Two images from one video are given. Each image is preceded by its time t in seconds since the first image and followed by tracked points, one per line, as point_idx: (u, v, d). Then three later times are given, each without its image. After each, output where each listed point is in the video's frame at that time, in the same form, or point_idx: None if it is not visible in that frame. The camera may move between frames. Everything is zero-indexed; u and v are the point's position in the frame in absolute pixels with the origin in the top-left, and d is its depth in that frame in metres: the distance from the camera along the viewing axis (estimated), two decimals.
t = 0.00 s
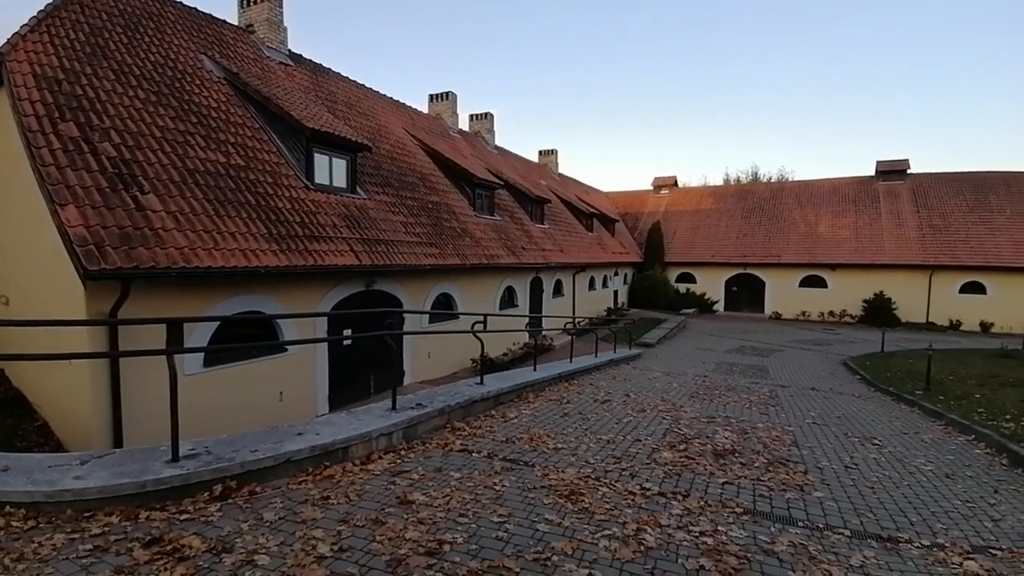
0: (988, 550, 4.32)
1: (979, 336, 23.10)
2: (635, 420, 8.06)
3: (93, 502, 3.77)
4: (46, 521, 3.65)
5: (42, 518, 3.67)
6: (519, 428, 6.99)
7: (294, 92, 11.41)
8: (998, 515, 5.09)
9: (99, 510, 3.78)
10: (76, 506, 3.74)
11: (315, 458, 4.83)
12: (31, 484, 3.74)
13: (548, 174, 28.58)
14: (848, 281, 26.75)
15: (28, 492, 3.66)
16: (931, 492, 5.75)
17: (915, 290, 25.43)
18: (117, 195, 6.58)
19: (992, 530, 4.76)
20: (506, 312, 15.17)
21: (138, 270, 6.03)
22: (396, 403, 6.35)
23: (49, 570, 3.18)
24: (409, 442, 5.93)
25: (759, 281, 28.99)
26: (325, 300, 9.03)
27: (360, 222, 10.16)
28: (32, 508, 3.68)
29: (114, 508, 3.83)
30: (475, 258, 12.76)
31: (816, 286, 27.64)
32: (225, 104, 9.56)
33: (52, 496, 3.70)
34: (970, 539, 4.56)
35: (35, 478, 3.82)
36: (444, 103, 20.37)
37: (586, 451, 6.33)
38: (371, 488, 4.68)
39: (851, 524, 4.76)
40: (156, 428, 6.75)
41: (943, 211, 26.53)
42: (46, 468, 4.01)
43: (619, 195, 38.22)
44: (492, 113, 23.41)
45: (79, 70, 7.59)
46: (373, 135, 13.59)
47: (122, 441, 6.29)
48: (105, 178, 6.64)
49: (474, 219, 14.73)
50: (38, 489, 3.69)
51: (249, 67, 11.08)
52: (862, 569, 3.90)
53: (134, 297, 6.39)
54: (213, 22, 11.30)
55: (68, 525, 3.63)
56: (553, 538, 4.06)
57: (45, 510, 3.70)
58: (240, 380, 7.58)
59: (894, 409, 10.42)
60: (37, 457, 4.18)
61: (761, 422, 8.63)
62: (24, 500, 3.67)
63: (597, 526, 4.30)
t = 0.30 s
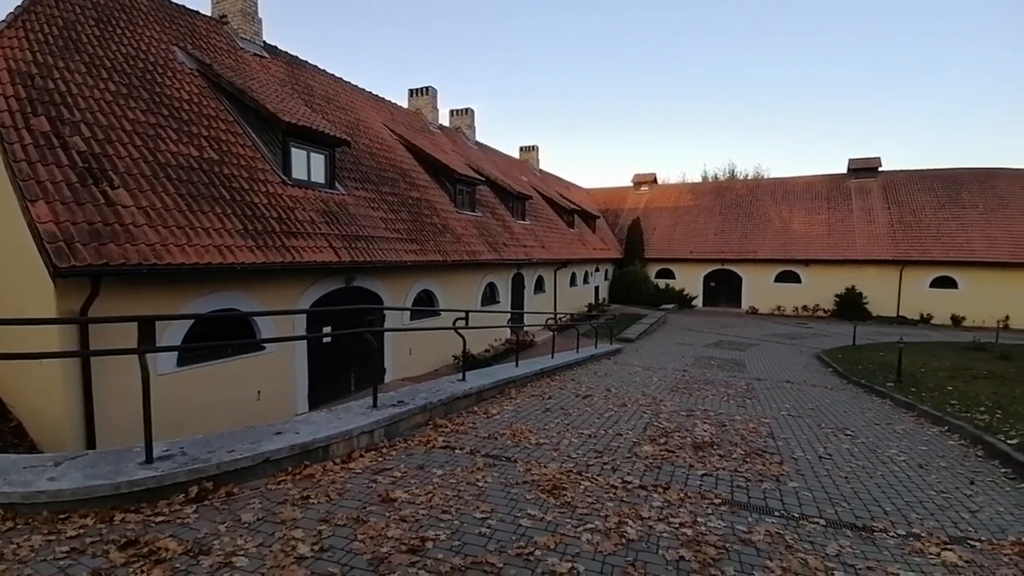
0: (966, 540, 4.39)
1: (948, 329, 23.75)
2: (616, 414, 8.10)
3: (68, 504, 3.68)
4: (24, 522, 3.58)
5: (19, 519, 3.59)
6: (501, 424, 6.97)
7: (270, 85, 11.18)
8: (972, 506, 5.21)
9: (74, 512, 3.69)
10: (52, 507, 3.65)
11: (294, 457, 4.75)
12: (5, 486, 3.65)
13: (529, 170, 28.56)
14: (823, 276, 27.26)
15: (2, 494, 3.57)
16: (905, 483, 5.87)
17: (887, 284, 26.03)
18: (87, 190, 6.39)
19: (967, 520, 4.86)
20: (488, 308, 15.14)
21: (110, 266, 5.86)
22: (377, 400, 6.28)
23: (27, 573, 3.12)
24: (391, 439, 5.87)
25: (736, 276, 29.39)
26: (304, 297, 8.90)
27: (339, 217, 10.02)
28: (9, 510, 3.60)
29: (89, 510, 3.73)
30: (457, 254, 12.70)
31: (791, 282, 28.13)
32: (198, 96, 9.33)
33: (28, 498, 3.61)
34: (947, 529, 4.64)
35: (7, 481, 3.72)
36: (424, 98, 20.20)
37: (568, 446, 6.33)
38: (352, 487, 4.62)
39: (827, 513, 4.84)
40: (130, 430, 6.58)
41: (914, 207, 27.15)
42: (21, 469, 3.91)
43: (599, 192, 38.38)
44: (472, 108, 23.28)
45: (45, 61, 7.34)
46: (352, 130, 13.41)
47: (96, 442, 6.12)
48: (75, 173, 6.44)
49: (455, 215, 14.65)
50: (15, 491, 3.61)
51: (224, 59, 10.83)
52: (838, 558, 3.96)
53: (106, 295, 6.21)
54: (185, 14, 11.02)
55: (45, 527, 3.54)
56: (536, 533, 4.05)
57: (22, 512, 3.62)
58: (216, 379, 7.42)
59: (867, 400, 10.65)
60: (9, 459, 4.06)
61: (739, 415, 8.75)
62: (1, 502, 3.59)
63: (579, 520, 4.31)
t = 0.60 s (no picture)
0: (945, 536, 4.46)
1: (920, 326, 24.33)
2: (599, 413, 8.12)
3: (45, 511, 3.57)
4: None
5: None
6: (485, 424, 6.93)
7: (248, 83, 10.98)
8: (948, 500, 5.31)
9: (51, 518, 3.58)
10: (27, 514, 3.54)
11: (274, 461, 4.66)
12: None
13: (511, 170, 28.54)
14: (800, 274, 27.72)
15: None
16: (882, 477, 5.97)
17: (862, 282, 26.56)
18: (59, 190, 6.21)
19: (945, 514, 4.95)
20: (471, 308, 15.08)
21: (84, 268, 5.70)
22: (359, 402, 6.20)
23: None
24: (373, 442, 5.79)
25: (716, 275, 29.75)
26: (283, 298, 8.76)
27: (319, 217, 9.88)
28: None
29: (66, 517, 3.63)
30: (439, 254, 12.62)
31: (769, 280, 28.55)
32: (172, 94, 9.11)
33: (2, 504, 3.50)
34: (925, 523, 4.72)
35: None
36: (406, 97, 20.04)
37: (552, 445, 6.32)
38: (334, 490, 4.55)
39: (805, 507, 4.90)
40: (106, 435, 6.40)
41: (888, 207, 27.74)
42: None
43: (581, 192, 38.51)
44: (454, 108, 23.18)
45: (14, 58, 7.12)
46: (332, 129, 13.24)
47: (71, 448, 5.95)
48: (45, 172, 6.24)
49: (438, 215, 14.56)
50: None
51: (199, 56, 10.61)
52: (816, 551, 4.00)
53: (79, 297, 6.04)
54: (158, 10, 10.77)
55: (23, 533, 3.44)
56: (521, 533, 4.02)
57: None
58: (192, 382, 7.26)
59: (842, 396, 10.86)
60: None
61: (719, 412, 8.84)
62: None
63: (563, 519, 4.29)
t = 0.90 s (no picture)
0: (921, 533, 4.55)
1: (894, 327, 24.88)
2: (581, 414, 8.13)
3: (21, 516, 3.50)
4: None
5: None
6: (467, 427, 6.90)
7: (225, 81, 10.80)
8: (923, 497, 5.42)
9: (26, 524, 3.51)
10: (4, 519, 3.47)
11: (252, 466, 4.57)
12: None
13: (493, 172, 28.53)
14: (777, 276, 28.16)
15: None
16: (857, 474, 6.08)
17: (837, 284, 27.08)
18: (30, 189, 6.04)
19: (920, 511, 5.04)
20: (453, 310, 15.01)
21: (56, 269, 5.56)
22: (340, 405, 6.12)
23: None
24: (354, 445, 5.72)
25: (696, 277, 30.09)
26: (262, 300, 8.63)
27: (298, 218, 9.75)
28: None
29: (41, 522, 3.55)
30: (421, 255, 12.55)
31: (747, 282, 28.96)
32: (147, 92, 8.91)
33: None
34: (900, 520, 4.81)
35: None
36: (387, 98, 19.91)
37: (535, 447, 6.32)
38: (314, 495, 4.48)
39: (782, 505, 4.97)
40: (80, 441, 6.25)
41: (862, 210, 28.35)
42: None
43: (562, 194, 38.67)
44: (436, 109, 23.10)
45: None
46: (311, 129, 13.08)
47: (45, 454, 5.81)
48: (15, 171, 6.07)
49: (420, 216, 14.47)
50: None
51: (175, 54, 10.41)
52: (793, 548, 4.05)
53: (50, 298, 5.87)
54: (132, 5, 10.53)
55: None
56: (503, 535, 4.00)
57: None
58: (168, 387, 7.11)
59: (817, 395, 11.05)
60: None
61: (699, 412, 8.93)
62: None
63: (545, 520, 4.29)
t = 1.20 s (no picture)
0: (902, 531, 4.62)
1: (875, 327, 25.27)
2: (568, 416, 8.14)
3: None
4: None
5: None
6: (453, 429, 6.87)
7: (207, 80, 10.67)
8: (903, 495, 5.51)
9: (8, 528, 3.44)
10: None
11: (233, 471, 4.50)
12: None
13: (480, 174, 28.51)
14: (760, 277, 28.49)
15: None
16: (837, 473, 6.17)
17: (819, 285, 27.47)
18: (7, 190, 5.92)
19: (901, 510, 5.12)
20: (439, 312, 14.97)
21: (34, 271, 5.45)
22: (324, 408, 6.06)
23: None
24: (339, 449, 5.67)
25: (681, 278, 30.34)
26: (244, 302, 8.53)
27: (282, 219, 9.66)
28: None
29: (25, 526, 3.49)
30: (407, 257, 12.50)
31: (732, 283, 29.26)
32: (127, 90, 8.77)
33: None
34: (881, 519, 4.88)
35: None
36: (373, 99, 19.79)
37: (521, 448, 6.32)
38: (296, 500, 4.43)
39: (764, 503, 5.02)
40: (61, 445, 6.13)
41: (843, 212, 28.81)
42: None
43: (549, 196, 38.77)
44: (422, 110, 23.02)
45: None
46: (296, 129, 12.97)
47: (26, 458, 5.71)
48: None
49: (406, 218, 14.41)
50: None
51: (156, 52, 10.25)
52: (775, 546, 4.10)
53: (27, 301, 5.75)
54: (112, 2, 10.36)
55: None
56: (489, 536, 4.00)
57: None
58: (149, 391, 6.99)
59: (799, 395, 11.19)
60: None
61: (683, 412, 8.99)
62: None
63: (531, 521, 4.29)
